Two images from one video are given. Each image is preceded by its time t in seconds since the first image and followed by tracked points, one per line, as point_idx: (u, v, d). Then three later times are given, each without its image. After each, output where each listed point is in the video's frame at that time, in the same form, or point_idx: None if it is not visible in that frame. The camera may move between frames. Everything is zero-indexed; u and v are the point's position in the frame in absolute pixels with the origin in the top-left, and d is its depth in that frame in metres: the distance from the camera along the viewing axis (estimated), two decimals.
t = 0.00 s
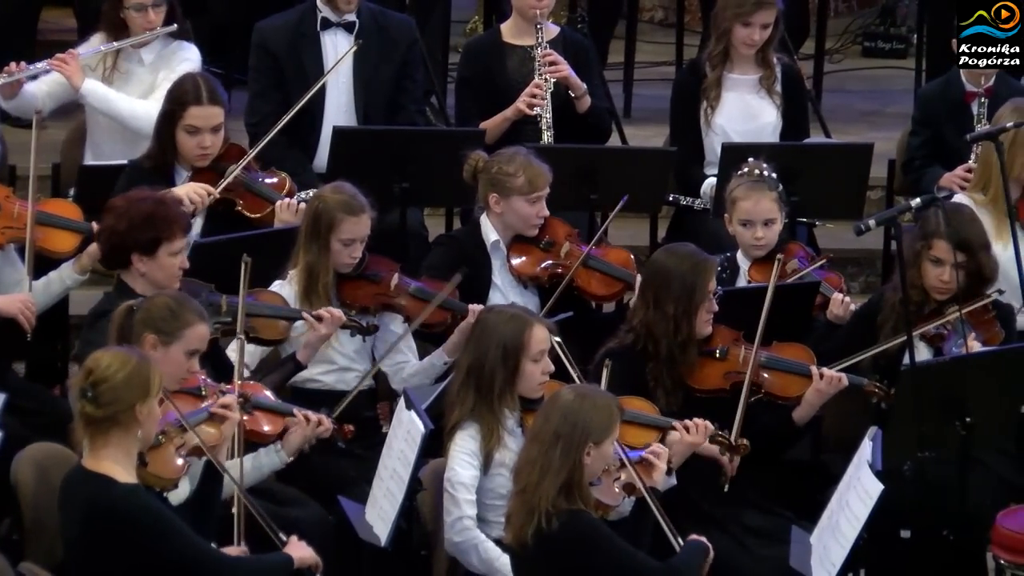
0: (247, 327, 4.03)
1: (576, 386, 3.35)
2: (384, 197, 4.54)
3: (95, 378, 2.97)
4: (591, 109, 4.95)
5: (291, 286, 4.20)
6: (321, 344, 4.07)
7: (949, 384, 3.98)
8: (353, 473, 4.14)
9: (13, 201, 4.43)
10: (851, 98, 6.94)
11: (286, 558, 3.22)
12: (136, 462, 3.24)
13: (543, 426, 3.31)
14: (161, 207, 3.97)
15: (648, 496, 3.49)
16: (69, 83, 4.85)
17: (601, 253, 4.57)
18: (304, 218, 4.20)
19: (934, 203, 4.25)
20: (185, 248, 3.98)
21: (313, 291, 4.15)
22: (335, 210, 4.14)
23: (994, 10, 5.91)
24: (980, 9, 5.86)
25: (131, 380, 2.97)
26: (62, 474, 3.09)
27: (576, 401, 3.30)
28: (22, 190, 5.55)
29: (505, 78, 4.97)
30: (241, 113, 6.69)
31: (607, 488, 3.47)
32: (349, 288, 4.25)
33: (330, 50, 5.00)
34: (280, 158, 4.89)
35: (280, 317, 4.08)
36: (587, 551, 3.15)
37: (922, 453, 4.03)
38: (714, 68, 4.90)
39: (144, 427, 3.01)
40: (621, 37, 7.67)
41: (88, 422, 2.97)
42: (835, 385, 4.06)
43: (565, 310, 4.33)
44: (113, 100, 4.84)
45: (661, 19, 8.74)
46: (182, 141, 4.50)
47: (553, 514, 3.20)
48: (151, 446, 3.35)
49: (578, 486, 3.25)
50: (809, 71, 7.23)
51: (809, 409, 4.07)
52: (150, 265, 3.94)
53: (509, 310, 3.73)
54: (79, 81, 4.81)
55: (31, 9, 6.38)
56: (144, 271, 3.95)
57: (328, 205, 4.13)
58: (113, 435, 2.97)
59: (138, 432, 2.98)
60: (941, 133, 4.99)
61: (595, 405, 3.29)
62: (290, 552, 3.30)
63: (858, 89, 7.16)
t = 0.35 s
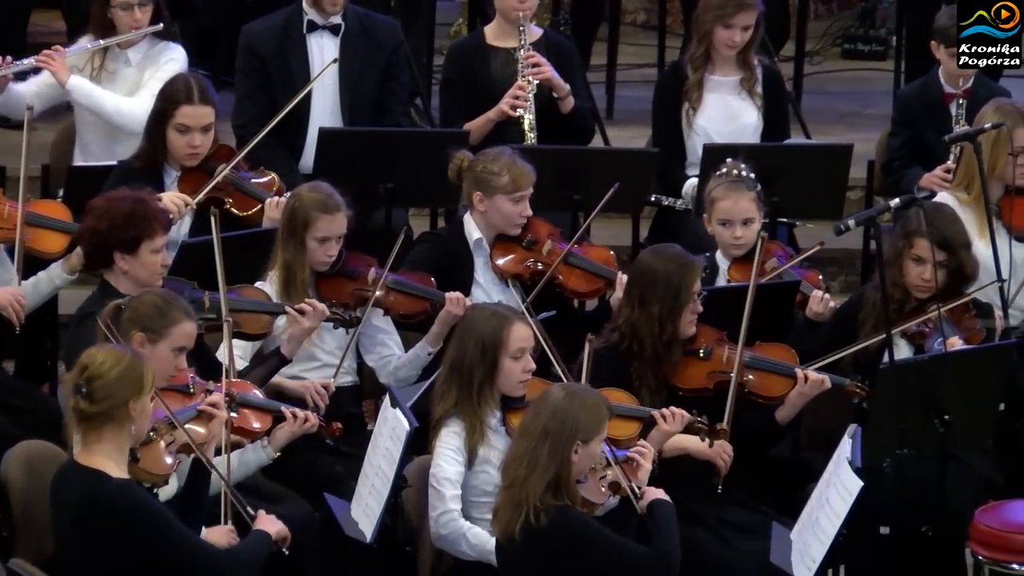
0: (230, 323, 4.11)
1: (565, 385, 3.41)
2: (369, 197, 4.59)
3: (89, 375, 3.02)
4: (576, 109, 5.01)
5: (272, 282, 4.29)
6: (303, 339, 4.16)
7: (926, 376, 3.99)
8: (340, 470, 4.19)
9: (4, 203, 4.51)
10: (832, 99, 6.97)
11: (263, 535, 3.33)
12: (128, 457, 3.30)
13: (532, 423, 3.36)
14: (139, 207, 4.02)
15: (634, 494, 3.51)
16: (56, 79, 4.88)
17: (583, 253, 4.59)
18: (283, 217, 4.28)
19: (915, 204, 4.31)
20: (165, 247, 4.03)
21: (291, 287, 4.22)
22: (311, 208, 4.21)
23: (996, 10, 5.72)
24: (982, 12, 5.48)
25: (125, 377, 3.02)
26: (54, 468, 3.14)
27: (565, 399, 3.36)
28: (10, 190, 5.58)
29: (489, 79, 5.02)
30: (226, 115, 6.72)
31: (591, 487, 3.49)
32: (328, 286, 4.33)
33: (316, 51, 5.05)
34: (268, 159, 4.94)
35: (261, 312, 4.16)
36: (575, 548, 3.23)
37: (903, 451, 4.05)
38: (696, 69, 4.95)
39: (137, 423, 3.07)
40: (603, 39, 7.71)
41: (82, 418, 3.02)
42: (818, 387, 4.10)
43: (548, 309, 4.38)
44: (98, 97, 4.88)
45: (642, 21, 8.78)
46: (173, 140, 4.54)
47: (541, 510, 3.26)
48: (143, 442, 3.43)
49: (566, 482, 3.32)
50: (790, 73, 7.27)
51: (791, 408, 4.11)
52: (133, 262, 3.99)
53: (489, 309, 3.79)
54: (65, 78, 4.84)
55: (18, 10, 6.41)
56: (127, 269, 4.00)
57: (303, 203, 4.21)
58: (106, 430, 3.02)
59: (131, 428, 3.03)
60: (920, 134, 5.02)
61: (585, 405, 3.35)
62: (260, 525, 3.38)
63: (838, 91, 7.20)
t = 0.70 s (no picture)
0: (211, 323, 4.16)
1: (542, 381, 3.47)
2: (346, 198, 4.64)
3: (66, 375, 3.07)
4: (549, 111, 5.08)
5: (247, 282, 4.34)
6: (283, 339, 4.23)
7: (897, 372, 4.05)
8: (317, 468, 4.24)
9: None
10: (803, 101, 7.03)
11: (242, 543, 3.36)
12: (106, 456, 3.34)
13: (509, 419, 3.41)
14: (123, 206, 4.06)
15: (610, 491, 3.62)
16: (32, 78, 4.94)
17: (558, 253, 4.67)
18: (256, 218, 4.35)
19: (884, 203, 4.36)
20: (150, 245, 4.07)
21: (265, 286, 4.29)
22: (282, 208, 4.28)
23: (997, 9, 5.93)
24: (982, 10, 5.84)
25: (101, 377, 3.07)
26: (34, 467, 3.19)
27: (542, 394, 3.41)
28: None
29: (464, 82, 5.08)
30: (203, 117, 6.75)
31: (569, 483, 3.62)
32: (301, 285, 4.40)
33: (293, 54, 5.09)
34: (247, 160, 4.98)
35: (239, 313, 4.21)
36: (553, 541, 3.28)
37: (872, 449, 4.11)
38: (668, 72, 5.01)
39: (114, 422, 3.12)
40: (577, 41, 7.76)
41: (58, 418, 3.07)
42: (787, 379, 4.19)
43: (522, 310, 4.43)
44: (74, 95, 4.93)
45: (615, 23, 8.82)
46: (154, 141, 4.58)
47: (518, 503, 3.32)
48: (120, 439, 3.49)
49: (543, 475, 3.36)
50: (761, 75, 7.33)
51: (761, 402, 4.21)
52: (116, 261, 4.03)
53: (469, 312, 3.82)
54: (41, 76, 4.90)
55: None
56: (109, 266, 4.05)
57: (276, 203, 4.28)
58: (82, 430, 3.07)
59: (107, 428, 3.08)
60: (889, 135, 5.05)
61: (562, 400, 3.39)
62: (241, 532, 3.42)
63: (809, 93, 7.26)
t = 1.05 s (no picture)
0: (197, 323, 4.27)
1: (524, 381, 3.59)
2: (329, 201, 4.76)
3: (58, 373, 3.17)
4: (527, 116, 5.18)
5: (231, 282, 4.46)
6: (278, 343, 4.32)
7: (866, 371, 4.15)
8: (301, 464, 4.35)
9: None
10: (773, 104, 7.13)
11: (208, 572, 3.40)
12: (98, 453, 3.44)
13: (496, 418, 3.53)
14: (116, 209, 4.17)
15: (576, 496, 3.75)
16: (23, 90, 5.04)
17: (531, 258, 4.80)
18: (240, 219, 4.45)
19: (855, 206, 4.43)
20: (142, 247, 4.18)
21: (249, 286, 4.39)
22: (265, 209, 4.37)
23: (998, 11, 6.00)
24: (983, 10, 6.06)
25: (93, 374, 3.18)
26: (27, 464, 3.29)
27: (527, 394, 3.53)
28: None
29: (444, 87, 5.19)
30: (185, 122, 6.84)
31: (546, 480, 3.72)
32: (283, 285, 4.50)
33: (277, 59, 5.19)
34: (232, 164, 5.08)
35: (227, 312, 4.32)
36: (533, 535, 3.39)
37: (843, 444, 4.21)
38: (643, 77, 5.13)
39: (105, 419, 3.23)
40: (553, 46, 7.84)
41: (51, 414, 3.18)
42: (758, 379, 4.28)
43: (502, 311, 4.54)
44: (63, 107, 5.03)
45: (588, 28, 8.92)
46: (144, 144, 4.66)
47: (500, 498, 3.43)
48: (111, 438, 3.59)
49: (528, 473, 3.47)
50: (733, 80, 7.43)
51: (733, 401, 4.31)
52: (109, 262, 4.13)
53: (451, 310, 3.94)
54: (31, 88, 5.00)
55: None
56: (102, 268, 4.15)
57: (257, 204, 4.38)
58: (75, 427, 3.18)
59: (98, 424, 3.18)
60: (859, 138, 5.16)
61: (547, 400, 3.52)
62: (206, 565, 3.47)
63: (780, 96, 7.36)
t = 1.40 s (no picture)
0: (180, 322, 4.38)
1: (494, 380, 3.70)
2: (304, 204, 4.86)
3: (48, 374, 3.28)
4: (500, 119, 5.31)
5: (210, 282, 4.57)
6: (256, 337, 4.43)
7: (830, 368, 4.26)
8: (277, 460, 4.45)
9: None
10: (738, 109, 7.25)
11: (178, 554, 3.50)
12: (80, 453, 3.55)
13: (468, 420, 3.64)
14: (98, 212, 4.27)
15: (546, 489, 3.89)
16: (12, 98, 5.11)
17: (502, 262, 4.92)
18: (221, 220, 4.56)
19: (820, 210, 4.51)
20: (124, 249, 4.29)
21: (226, 284, 4.51)
22: (246, 210, 4.48)
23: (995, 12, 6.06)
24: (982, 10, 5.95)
25: (82, 376, 3.29)
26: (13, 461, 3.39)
27: (497, 393, 3.64)
28: None
29: (418, 93, 5.31)
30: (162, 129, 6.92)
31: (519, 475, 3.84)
32: (258, 286, 4.61)
33: (254, 66, 5.30)
34: (210, 167, 5.18)
35: (208, 311, 4.43)
36: (508, 532, 3.53)
37: (806, 441, 4.33)
38: (611, 82, 5.25)
39: (91, 420, 3.34)
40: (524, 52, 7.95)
41: (41, 413, 3.28)
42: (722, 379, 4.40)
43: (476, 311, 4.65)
44: (51, 115, 5.12)
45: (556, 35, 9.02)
46: (124, 148, 4.76)
47: (475, 497, 3.56)
48: (95, 436, 3.72)
49: (501, 471, 3.60)
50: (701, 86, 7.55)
51: (699, 403, 4.43)
52: (92, 264, 4.25)
53: (428, 309, 4.05)
54: (20, 97, 5.08)
55: None
56: (85, 270, 4.26)
57: (238, 205, 4.48)
58: (62, 427, 3.29)
59: (87, 425, 3.30)
60: (822, 141, 5.28)
61: (517, 399, 3.64)
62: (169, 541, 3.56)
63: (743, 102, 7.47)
